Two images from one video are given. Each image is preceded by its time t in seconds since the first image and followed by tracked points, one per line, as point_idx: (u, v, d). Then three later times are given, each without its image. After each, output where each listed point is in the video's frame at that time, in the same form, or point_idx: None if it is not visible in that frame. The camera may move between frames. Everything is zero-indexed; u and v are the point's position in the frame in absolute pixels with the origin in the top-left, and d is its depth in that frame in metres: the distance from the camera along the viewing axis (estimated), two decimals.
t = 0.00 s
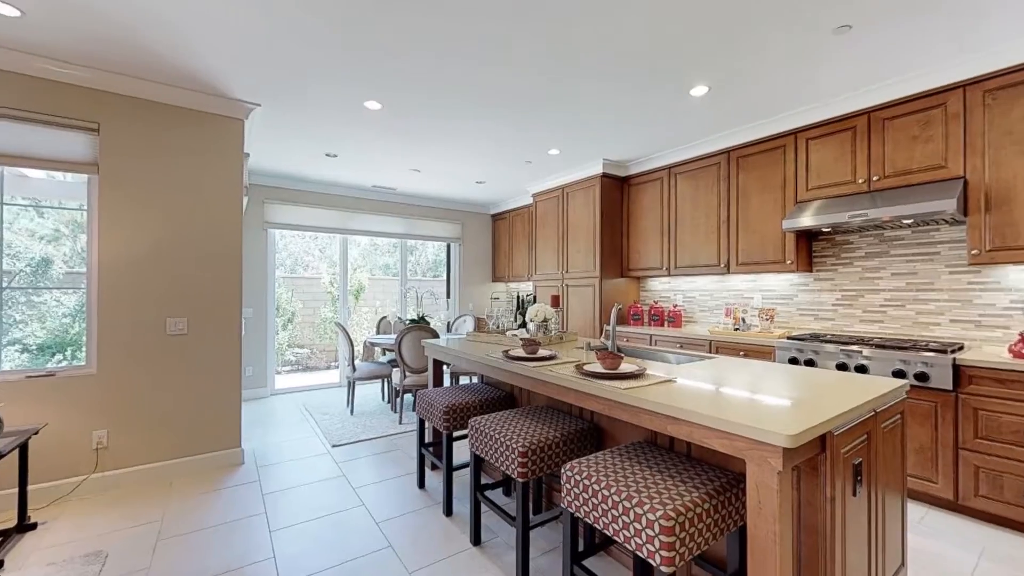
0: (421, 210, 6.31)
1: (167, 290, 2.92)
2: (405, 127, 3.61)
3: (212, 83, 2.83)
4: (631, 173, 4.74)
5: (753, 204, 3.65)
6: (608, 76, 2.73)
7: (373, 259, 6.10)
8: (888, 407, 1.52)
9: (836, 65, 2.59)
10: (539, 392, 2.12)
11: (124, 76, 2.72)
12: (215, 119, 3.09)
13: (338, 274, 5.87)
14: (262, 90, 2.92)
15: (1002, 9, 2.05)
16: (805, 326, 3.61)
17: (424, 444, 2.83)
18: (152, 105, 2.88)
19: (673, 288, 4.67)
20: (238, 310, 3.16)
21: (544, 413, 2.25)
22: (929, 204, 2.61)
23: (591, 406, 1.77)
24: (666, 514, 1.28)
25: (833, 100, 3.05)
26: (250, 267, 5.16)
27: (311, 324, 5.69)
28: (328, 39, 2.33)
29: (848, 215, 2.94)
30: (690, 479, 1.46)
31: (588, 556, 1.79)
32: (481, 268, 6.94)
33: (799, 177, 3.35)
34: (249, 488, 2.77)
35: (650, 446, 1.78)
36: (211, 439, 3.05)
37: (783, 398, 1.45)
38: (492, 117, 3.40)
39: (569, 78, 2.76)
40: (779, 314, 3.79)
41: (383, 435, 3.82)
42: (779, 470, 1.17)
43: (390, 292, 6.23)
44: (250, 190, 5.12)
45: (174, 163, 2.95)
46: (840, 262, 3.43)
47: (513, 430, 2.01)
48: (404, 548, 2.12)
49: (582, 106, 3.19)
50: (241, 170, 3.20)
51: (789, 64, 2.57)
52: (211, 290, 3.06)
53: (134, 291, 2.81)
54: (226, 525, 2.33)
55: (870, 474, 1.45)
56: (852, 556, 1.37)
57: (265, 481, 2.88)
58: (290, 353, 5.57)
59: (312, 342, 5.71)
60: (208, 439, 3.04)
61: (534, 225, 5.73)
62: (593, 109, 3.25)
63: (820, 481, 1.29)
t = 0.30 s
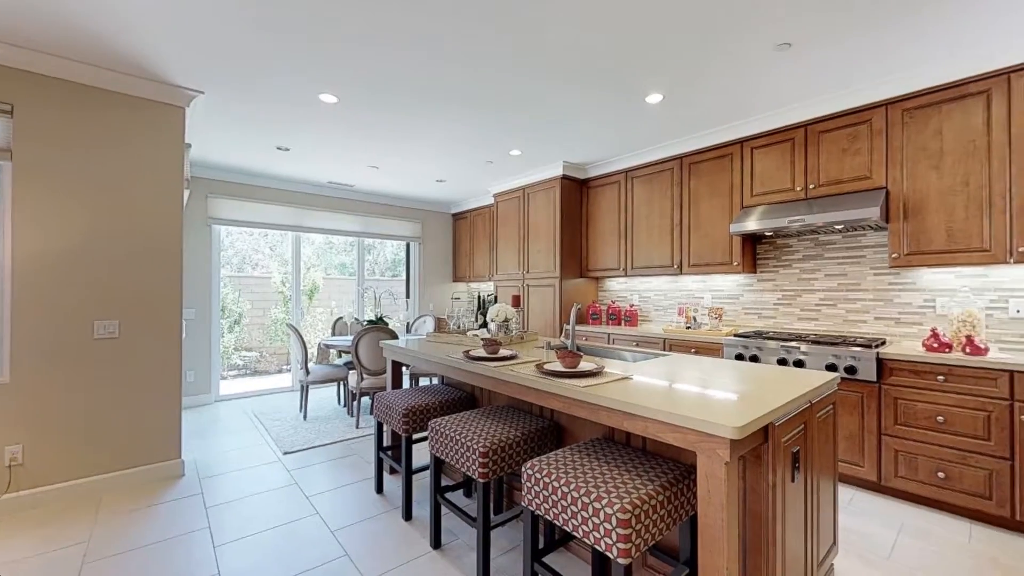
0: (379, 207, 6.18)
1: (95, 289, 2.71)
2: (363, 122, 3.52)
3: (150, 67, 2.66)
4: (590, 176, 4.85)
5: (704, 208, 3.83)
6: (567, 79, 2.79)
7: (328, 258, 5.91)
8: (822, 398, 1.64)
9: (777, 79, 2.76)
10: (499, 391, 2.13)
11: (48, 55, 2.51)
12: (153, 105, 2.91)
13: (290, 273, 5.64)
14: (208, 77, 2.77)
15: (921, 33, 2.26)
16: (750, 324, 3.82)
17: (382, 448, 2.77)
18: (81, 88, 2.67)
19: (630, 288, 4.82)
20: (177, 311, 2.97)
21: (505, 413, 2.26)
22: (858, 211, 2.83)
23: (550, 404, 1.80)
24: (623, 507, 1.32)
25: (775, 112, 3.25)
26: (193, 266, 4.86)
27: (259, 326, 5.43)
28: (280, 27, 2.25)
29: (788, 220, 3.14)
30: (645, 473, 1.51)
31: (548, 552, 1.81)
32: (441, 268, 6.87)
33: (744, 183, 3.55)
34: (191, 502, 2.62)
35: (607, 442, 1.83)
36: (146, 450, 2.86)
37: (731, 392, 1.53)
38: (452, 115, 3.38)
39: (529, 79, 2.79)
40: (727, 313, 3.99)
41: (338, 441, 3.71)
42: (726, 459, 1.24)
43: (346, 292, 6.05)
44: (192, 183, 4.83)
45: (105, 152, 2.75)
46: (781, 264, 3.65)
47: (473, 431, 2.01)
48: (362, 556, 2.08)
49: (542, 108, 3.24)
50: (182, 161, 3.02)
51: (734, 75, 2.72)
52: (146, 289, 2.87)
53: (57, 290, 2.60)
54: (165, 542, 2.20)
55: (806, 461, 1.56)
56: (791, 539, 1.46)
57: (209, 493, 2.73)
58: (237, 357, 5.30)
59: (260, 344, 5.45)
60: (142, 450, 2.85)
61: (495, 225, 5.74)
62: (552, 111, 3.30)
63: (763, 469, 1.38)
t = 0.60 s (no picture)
0: (335, 204, 5.99)
1: (9, 289, 2.47)
2: (317, 116, 3.41)
3: (77, 49, 2.46)
4: (550, 177, 4.91)
5: (659, 211, 3.97)
6: (527, 80, 2.81)
7: (279, 256, 5.67)
8: (765, 392, 1.74)
9: (724, 90, 2.91)
10: (460, 392, 2.12)
11: None
12: (81, 89, 2.69)
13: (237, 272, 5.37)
14: (144, 62, 2.59)
15: (852, 54, 2.45)
16: (702, 323, 3.99)
17: (339, 455, 2.70)
18: None
19: (589, 288, 4.92)
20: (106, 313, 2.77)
21: (465, 413, 2.25)
22: (798, 217, 3.02)
23: (511, 403, 1.81)
24: (583, 503, 1.35)
25: (724, 122, 3.42)
26: (127, 264, 4.53)
27: (202, 328, 5.13)
28: (225, 14, 2.14)
29: (735, 224, 3.30)
30: (603, 468, 1.56)
31: (509, 551, 1.82)
32: (401, 267, 6.74)
33: (696, 188, 3.70)
34: (125, 519, 2.45)
35: (567, 439, 1.86)
36: (70, 464, 2.64)
37: (683, 388, 1.60)
38: (411, 113, 3.34)
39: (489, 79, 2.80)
40: (679, 313, 4.15)
41: (291, 448, 3.57)
42: (679, 452, 1.29)
43: (299, 292, 5.82)
44: (125, 175, 4.49)
45: (22, 139, 2.52)
46: (730, 266, 3.84)
47: (434, 432, 1.99)
48: (315, 566, 2.01)
49: (503, 108, 3.24)
50: (115, 150, 2.83)
51: (686, 85, 2.84)
52: (71, 288, 2.65)
53: None
54: (92, 563, 2.04)
55: (752, 451, 1.65)
56: (738, 524, 1.55)
57: (145, 509, 2.56)
58: (177, 361, 4.98)
59: (204, 347, 5.15)
60: (65, 464, 2.63)
61: (456, 224, 5.70)
62: (513, 112, 3.32)
63: (713, 460, 1.45)
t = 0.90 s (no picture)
0: (287, 200, 5.75)
1: None
2: (267, 108, 3.27)
3: None
4: (511, 177, 4.93)
5: (617, 213, 4.07)
6: (488, 81, 2.81)
7: (225, 254, 5.38)
8: (715, 387, 1.83)
9: (677, 98, 3.03)
10: (419, 393, 2.09)
11: None
12: None
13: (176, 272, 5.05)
14: (70, 41, 2.39)
15: (791, 70, 2.61)
16: (656, 322, 4.14)
17: (291, 463, 2.60)
18: None
19: (549, 288, 4.98)
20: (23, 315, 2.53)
21: (425, 415, 2.23)
22: (744, 221, 3.19)
23: (471, 404, 1.81)
24: (543, 500, 1.37)
25: (677, 129, 3.56)
26: (50, 261, 4.16)
27: (136, 331, 4.79)
28: None
29: (688, 227, 3.45)
30: (563, 465, 1.58)
31: (470, 552, 1.82)
32: (357, 267, 6.57)
33: (651, 192, 3.84)
34: (46, 541, 2.25)
35: (527, 438, 1.88)
36: None
37: (639, 385, 1.66)
38: (368, 107, 3.26)
39: (450, 78, 2.78)
40: (636, 312, 4.28)
41: (237, 457, 3.40)
42: (634, 447, 1.34)
43: (247, 292, 5.55)
44: (46, 164, 4.12)
45: None
46: (682, 267, 4.00)
47: (392, 435, 1.96)
48: None
49: (464, 107, 3.23)
50: (34, 135, 2.59)
51: (641, 92, 2.93)
52: None
53: None
54: None
55: (702, 444, 1.73)
56: (690, 514, 1.62)
57: (70, 529, 2.36)
58: (107, 367, 4.63)
59: (138, 352, 4.81)
60: None
61: (416, 223, 5.62)
62: (474, 112, 3.31)
63: (667, 453, 1.51)
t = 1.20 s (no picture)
0: (233, 195, 5.47)
1: None
2: (212, 96, 3.10)
3: None
4: (472, 177, 4.91)
5: (576, 214, 4.15)
6: (449, 78, 2.80)
7: (162, 252, 5.04)
8: (668, 383, 1.91)
9: (633, 104, 3.13)
10: (377, 396, 2.05)
11: None
12: None
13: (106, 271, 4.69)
14: None
15: (738, 82, 2.76)
16: (613, 321, 4.25)
17: (238, 472, 2.47)
18: None
19: (510, 288, 5.00)
20: None
21: (384, 418, 2.18)
22: (696, 224, 3.33)
23: (431, 405, 1.79)
24: (504, 500, 1.38)
25: (634, 134, 3.67)
26: None
27: (58, 336, 4.41)
28: None
29: (644, 229, 3.56)
30: (523, 464, 1.60)
31: (430, 556, 1.80)
32: (311, 266, 6.34)
33: (609, 195, 3.93)
34: None
35: (488, 438, 1.88)
36: None
37: (597, 383, 1.70)
38: (324, 100, 3.16)
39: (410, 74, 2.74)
40: (594, 312, 4.38)
41: (176, 469, 3.20)
42: (593, 443, 1.37)
43: (188, 293, 5.24)
44: None
45: None
46: (638, 268, 4.13)
47: (348, 440, 1.90)
48: None
49: (424, 104, 3.19)
50: None
51: (599, 97, 3.01)
52: None
53: None
54: None
55: (657, 439, 1.79)
56: (645, 507, 1.67)
57: None
58: (23, 376, 4.22)
59: (61, 357, 4.43)
60: None
61: (374, 221, 5.49)
62: (435, 109, 3.28)
63: (625, 449, 1.55)
